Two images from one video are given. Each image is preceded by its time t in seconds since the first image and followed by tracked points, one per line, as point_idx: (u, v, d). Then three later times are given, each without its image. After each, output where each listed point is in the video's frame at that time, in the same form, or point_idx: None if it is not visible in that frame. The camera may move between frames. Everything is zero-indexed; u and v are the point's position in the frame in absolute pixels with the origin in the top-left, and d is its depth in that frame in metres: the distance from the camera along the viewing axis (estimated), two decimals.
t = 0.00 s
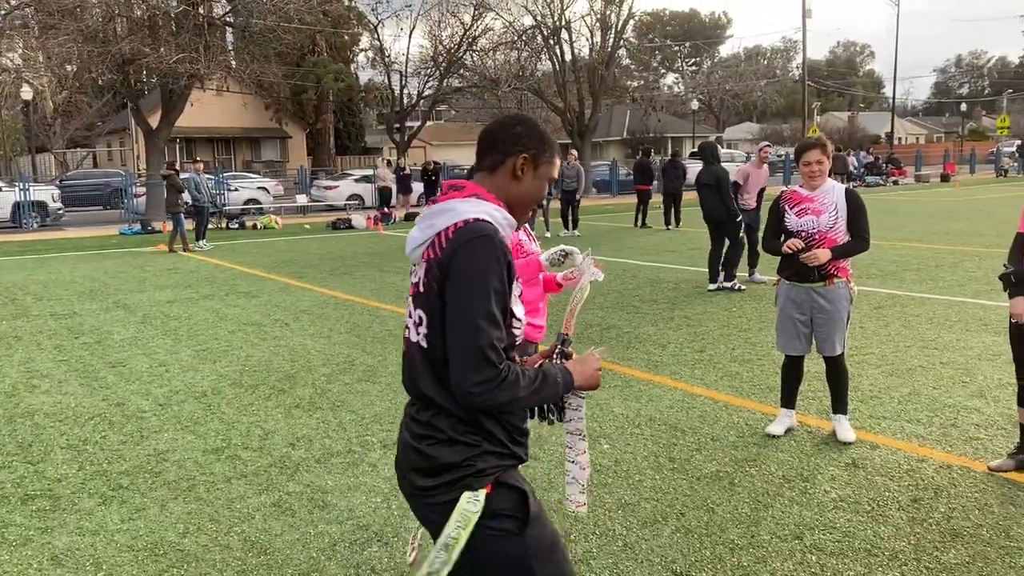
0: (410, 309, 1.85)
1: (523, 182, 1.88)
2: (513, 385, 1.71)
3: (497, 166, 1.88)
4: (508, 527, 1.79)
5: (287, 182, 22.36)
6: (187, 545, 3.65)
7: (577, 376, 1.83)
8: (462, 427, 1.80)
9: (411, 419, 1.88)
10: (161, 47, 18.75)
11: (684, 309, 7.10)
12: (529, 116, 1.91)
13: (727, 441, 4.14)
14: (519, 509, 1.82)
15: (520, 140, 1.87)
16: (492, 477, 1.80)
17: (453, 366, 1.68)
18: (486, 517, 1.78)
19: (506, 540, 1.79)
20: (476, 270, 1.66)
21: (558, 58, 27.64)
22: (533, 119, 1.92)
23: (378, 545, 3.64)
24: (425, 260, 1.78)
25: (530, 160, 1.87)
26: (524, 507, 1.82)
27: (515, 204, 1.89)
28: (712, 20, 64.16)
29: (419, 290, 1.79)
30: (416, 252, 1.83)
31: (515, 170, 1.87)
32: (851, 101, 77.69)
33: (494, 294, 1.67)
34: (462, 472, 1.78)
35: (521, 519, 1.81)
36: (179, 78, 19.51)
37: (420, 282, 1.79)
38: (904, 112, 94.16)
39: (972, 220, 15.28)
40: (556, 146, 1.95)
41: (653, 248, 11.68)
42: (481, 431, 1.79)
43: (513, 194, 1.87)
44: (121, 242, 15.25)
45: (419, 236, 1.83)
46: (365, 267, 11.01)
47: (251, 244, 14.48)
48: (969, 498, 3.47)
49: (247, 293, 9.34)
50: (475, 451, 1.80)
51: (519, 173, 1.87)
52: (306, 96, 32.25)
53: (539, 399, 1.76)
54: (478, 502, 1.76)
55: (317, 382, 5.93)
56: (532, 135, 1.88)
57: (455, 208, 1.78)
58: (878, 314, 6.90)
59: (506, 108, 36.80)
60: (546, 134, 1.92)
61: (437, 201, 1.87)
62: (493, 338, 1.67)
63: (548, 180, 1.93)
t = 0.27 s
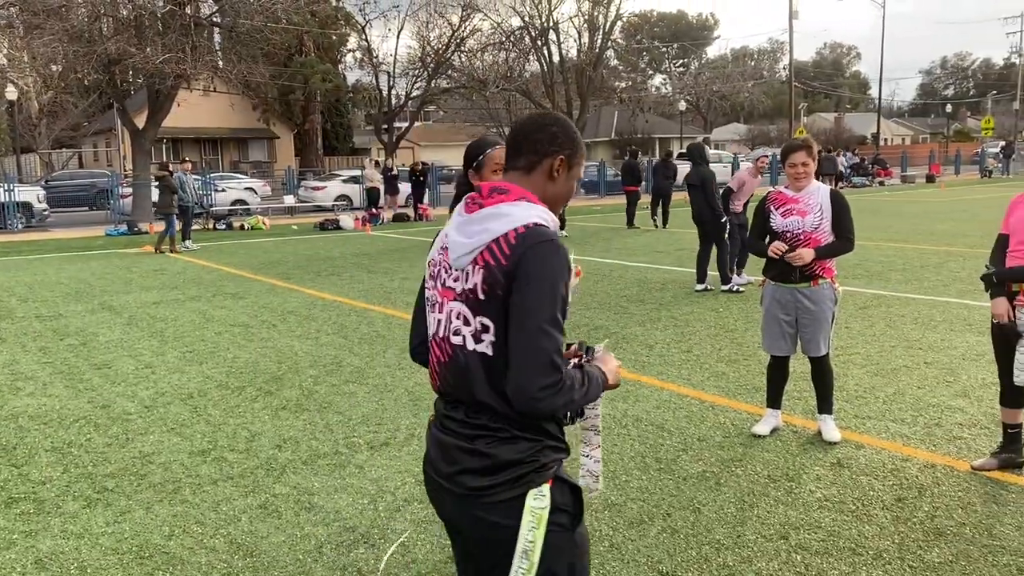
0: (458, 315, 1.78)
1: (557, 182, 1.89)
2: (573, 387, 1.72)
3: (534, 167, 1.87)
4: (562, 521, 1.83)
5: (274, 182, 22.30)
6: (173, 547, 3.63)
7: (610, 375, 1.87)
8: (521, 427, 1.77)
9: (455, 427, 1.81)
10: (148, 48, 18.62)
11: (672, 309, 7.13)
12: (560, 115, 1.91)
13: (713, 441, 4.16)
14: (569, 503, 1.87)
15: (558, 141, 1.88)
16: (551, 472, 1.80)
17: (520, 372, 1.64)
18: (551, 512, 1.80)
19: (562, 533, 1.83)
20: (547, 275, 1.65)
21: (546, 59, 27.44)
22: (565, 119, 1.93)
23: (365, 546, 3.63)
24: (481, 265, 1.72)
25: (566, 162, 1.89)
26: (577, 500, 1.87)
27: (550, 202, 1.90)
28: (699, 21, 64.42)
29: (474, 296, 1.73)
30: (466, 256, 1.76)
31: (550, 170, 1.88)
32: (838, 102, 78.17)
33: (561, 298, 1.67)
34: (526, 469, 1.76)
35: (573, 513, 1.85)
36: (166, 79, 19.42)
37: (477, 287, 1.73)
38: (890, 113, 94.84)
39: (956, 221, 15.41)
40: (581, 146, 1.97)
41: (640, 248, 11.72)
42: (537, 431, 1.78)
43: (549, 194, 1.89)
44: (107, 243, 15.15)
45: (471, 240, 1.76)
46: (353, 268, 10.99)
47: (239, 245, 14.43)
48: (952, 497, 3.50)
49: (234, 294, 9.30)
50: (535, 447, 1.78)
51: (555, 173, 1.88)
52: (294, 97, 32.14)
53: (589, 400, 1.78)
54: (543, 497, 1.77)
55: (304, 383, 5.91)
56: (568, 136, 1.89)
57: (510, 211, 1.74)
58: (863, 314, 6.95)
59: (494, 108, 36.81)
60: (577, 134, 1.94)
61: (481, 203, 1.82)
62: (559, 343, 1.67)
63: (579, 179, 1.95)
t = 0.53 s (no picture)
0: (481, 308, 1.76)
1: (577, 198, 1.93)
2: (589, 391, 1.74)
3: (557, 180, 1.90)
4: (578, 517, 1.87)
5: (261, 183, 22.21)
6: (157, 550, 3.60)
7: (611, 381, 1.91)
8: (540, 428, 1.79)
9: (469, 426, 1.79)
10: (133, 48, 18.47)
11: (658, 310, 7.15)
12: (587, 131, 1.95)
13: (698, 440, 4.17)
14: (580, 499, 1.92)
15: (587, 157, 1.91)
16: (567, 470, 1.85)
17: (546, 369, 1.64)
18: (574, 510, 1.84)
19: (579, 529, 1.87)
20: (581, 280, 1.68)
21: (534, 60, 27.49)
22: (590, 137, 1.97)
23: (349, 547, 3.62)
24: (514, 263, 1.72)
25: (589, 178, 1.92)
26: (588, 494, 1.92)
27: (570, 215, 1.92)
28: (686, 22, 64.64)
29: (501, 293, 1.72)
30: (497, 251, 1.75)
31: (574, 185, 1.91)
32: (824, 103, 78.69)
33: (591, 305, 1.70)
34: (548, 469, 1.79)
35: (587, 506, 1.90)
36: (151, 79, 19.29)
37: (507, 284, 1.72)
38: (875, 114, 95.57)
39: (940, 221, 15.54)
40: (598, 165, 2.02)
41: (627, 248, 11.74)
42: (552, 432, 1.80)
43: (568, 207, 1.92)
44: (91, 244, 15.01)
45: (503, 237, 1.76)
46: (339, 268, 10.95)
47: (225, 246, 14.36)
48: (935, 495, 3.52)
49: (219, 295, 9.25)
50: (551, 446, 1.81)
51: (578, 188, 1.91)
52: (280, 97, 31.99)
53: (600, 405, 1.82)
54: (567, 494, 1.80)
55: (290, 384, 5.88)
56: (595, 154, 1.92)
57: (545, 214, 1.76)
58: (848, 314, 6.99)
59: (481, 108, 36.79)
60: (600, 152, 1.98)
61: (514, 201, 1.81)
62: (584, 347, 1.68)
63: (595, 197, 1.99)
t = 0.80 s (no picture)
0: (465, 307, 1.76)
1: (567, 207, 1.93)
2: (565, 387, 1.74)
3: (548, 187, 1.90)
4: (561, 510, 1.88)
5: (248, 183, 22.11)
6: (142, 552, 3.57)
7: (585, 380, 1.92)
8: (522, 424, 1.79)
9: (452, 424, 1.79)
10: (118, 47, 18.33)
11: (645, 310, 7.17)
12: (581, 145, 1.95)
13: (685, 440, 4.18)
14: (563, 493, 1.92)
15: (578, 166, 1.92)
16: (548, 466, 1.85)
17: (523, 360, 1.64)
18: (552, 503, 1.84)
19: (561, 522, 1.88)
20: (562, 276, 1.69)
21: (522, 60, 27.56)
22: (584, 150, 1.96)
23: (335, 549, 3.60)
24: (499, 262, 1.72)
25: (579, 190, 1.93)
26: (570, 488, 1.91)
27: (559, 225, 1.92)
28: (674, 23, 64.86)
29: (486, 292, 1.72)
30: (482, 251, 1.75)
31: (563, 195, 1.91)
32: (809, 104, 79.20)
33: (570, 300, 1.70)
34: (528, 465, 1.79)
35: (569, 501, 1.90)
36: (137, 79, 19.16)
37: (491, 284, 1.72)
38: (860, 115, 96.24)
39: (924, 221, 15.66)
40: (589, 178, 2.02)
41: (614, 249, 11.77)
42: (535, 429, 1.81)
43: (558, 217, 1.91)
44: (77, 245, 14.90)
45: (488, 236, 1.75)
46: (326, 269, 10.91)
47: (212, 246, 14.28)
48: (918, 494, 3.55)
49: (205, 296, 9.20)
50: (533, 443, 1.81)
51: (567, 200, 1.92)
52: (267, 97, 31.87)
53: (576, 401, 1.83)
54: (546, 488, 1.81)
55: (276, 385, 5.85)
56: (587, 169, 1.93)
57: (532, 216, 1.75)
58: (834, 313, 7.03)
59: (468, 109, 36.80)
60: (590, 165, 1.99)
61: (501, 201, 1.81)
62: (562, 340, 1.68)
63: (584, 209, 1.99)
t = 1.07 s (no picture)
0: (416, 308, 1.77)
1: (518, 211, 1.93)
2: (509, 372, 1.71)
3: (498, 189, 1.90)
4: (520, 497, 1.87)
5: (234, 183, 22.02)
6: (127, 554, 3.54)
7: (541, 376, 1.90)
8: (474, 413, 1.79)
9: (408, 417, 1.80)
10: (104, 47, 18.20)
11: (632, 310, 7.19)
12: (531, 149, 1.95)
13: (671, 439, 4.19)
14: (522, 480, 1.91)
15: (527, 168, 1.91)
16: (504, 455, 1.84)
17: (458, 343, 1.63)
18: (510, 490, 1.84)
19: (520, 509, 1.87)
20: (499, 265, 1.68)
21: (509, 62, 27.45)
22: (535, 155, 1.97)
23: (321, 550, 3.58)
24: (445, 262, 1.73)
25: (529, 193, 1.92)
26: (528, 476, 1.91)
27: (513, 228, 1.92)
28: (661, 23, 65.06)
29: (433, 290, 1.74)
30: (428, 252, 1.76)
31: (513, 198, 1.91)
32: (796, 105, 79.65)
33: (508, 286, 1.69)
34: (483, 452, 1.79)
35: (526, 488, 1.89)
36: (123, 79, 19.02)
37: (439, 282, 1.73)
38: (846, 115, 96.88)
39: (909, 221, 15.77)
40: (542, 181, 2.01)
41: (601, 249, 11.80)
42: (488, 418, 1.80)
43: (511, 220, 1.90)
44: (61, 246, 14.77)
45: (432, 237, 1.77)
46: (313, 270, 10.87)
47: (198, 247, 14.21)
48: (903, 491, 3.58)
49: (192, 296, 9.15)
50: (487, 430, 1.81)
51: (517, 202, 1.91)
52: (254, 97, 31.71)
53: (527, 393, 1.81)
54: (502, 475, 1.80)
55: (263, 387, 5.82)
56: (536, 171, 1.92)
57: (474, 215, 1.76)
58: (819, 313, 7.07)
59: (456, 109, 36.78)
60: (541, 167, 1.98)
61: (446, 203, 1.82)
62: (500, 324, 1.67)
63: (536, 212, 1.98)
